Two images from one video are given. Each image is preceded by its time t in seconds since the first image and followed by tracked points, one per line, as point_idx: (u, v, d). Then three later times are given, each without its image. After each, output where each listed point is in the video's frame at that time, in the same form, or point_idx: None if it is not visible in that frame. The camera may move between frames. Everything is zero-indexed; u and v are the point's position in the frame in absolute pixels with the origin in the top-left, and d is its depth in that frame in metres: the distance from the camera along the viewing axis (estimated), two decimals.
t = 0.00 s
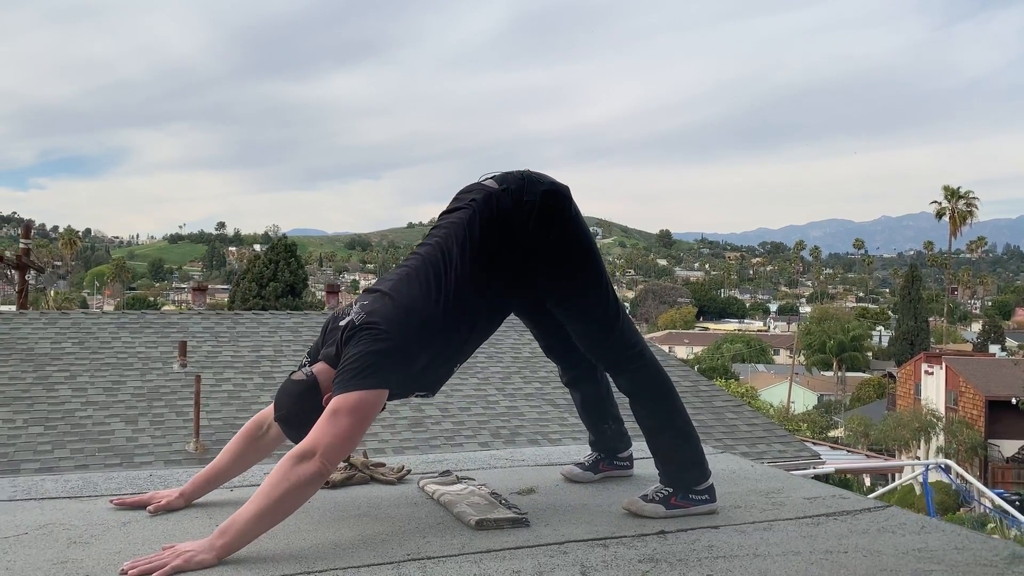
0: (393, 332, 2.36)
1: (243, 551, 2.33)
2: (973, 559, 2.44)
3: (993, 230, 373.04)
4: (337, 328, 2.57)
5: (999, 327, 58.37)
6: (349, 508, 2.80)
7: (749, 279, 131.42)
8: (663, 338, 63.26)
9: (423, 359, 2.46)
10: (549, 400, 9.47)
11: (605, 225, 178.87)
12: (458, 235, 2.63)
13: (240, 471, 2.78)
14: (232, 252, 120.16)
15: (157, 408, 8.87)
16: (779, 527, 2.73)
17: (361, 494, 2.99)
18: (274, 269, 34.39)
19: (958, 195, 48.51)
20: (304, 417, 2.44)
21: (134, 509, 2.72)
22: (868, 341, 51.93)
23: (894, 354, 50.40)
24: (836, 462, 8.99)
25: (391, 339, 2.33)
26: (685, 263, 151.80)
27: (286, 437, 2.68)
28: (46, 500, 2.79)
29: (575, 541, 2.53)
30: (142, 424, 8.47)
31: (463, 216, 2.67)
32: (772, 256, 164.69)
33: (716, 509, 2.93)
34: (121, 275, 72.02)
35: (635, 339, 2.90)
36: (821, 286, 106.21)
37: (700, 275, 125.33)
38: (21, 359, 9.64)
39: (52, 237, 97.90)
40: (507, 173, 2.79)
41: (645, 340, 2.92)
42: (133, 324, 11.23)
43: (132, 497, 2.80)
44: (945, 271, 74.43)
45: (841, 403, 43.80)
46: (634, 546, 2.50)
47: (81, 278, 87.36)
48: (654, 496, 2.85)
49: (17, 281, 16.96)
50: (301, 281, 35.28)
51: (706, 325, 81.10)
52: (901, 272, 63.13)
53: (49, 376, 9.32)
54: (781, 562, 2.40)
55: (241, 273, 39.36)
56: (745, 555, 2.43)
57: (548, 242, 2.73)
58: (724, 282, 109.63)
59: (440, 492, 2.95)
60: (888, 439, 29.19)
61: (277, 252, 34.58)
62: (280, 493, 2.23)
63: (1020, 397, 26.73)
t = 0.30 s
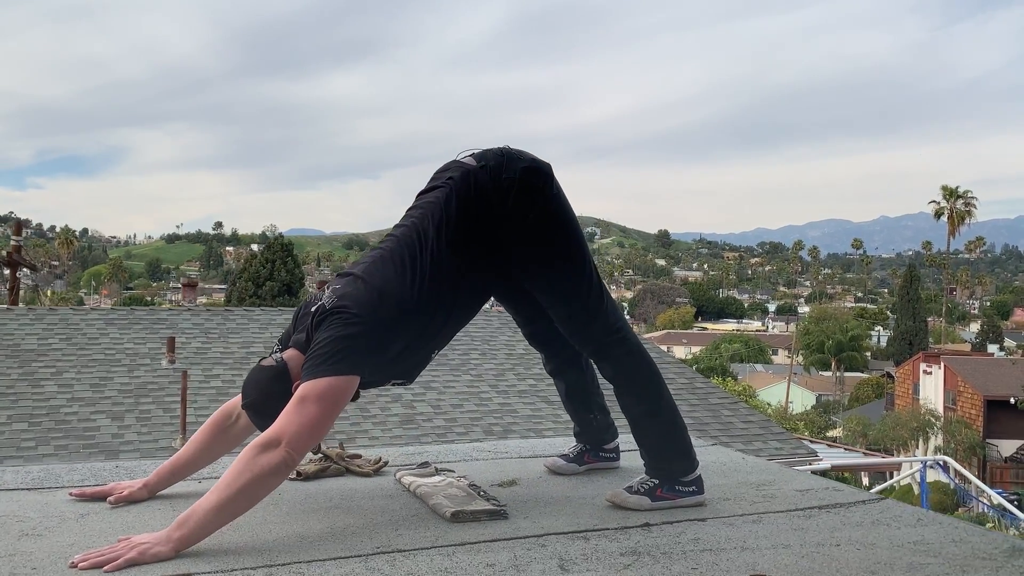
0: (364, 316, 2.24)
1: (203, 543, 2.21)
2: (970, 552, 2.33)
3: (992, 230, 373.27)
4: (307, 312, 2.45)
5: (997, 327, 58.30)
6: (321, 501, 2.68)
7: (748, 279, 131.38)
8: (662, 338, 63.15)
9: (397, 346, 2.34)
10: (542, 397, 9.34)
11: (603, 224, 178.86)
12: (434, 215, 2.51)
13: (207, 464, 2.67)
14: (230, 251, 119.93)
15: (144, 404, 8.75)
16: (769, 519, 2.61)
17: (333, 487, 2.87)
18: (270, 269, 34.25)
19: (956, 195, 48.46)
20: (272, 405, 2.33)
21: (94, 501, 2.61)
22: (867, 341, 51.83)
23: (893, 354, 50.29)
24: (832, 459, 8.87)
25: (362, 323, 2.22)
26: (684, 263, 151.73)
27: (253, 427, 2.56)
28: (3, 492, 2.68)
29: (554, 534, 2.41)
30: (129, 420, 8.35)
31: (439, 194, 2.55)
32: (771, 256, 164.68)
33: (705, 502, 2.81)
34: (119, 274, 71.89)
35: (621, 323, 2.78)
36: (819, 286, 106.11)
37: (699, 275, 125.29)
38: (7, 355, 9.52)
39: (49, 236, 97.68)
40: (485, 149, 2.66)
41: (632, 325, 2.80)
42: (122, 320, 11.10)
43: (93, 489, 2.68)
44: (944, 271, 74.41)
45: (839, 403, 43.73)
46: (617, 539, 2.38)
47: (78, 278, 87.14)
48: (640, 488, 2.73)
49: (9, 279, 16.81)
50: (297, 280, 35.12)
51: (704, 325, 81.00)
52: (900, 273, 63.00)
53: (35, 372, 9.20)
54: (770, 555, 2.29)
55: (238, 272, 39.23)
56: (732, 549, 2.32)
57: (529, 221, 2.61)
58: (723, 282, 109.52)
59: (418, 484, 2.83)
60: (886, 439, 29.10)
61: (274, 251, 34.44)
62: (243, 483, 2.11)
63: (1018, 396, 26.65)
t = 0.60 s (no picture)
0: (353, 310, 2.20)
1: (194, 548, 2.17)
2: (974, 557, 2.29)
3: (988, 231, 373.89)
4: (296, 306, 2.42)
5: (994, 328, 58.38)
6: (315, 504, 2.65)
7: (745, 279, 131.41)
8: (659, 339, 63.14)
9: (387, 340, 2.31)
10: (540, 398, 9.31)
11: (601, 225, 178.92)
12: (427, 209, 2.46)
13: (198, 466, 2.63)
14: (227, 251, 119.68)
15: (139, 405, 8.71)
16: (770, 523, 2.58)
17: (328, 490, 2.83)
18: (267, 269, 34.16)
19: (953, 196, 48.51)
20: (260, 400, 2.28)
21: (84, 506, 2.57)
22: (864, 341, 51.83)
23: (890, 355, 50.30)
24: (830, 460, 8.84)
25: (350, 318, 2.18)
26: (682, 263, 151.79)
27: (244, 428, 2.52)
28: None
29: (552, 538, 2.37)
30: (124, 421, 8.30)
31: (435, 188, 2.52)
32: (768, 257, 164.79)
33: (702, 505, 2.78)
34: (115, 275, 71.70)
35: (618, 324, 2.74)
36: (816, 286, 106.20)
37: (697, 275, 125.33)
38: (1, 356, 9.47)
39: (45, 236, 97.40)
40: (482, 145, 2.63)
41: (626, 328, 2.76)
42: (117, 321, 11.05)
43: (85, 492, 2.65)
44: (941, 272, 74.52)
45: (836, 403, 43.76)
46: (614, 543, 2.35)
47: (74, 278, 86.94)
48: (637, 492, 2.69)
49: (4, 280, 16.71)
50: (294, 281, 35.01)
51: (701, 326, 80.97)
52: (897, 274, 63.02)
53: (29, 373, 9.15)
54: (770, 560, 2.25)
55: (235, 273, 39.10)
56: (732, 554, 2.28)
57: (523, 218, 2.56)
58: (720, 283, 109.54)
59: (414, 487, 2.80)
60: (884, 440, 29.09)
61: (271, 252, 34.38)
62: (232, 485, 2.08)
63: (1015, 397, 26.67)
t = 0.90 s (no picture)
0: (338, 283, 2.19)
1: (196, 532, 2.21)
2: (967, 542, 2.33)
3: (986, 232, 374.53)
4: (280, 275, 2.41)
5: (992, 329, 58.48)
6: (318, 491, 2.69)
7: (743, 280, 131.52)
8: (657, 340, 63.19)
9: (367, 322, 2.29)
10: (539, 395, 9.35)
11: (599, 227, 179.07)
12: (424, 191, 2.42)
13: (197, 449, 2.66)
14: (225, 251, 119.53)
15: (140, 402, 8.74)
16: (765, 510, 2.63)
17: (332, 478, 2.87)
18: (266, 269, 34.16)
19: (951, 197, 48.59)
20: (245, 369, 2.29)
21: (91, 491, 2.62)
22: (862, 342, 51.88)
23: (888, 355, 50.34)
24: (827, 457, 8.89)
25: (333, 297, 2.18)
26: (680, 264, 151.83)
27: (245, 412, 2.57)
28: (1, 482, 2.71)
29: (552, 522, 2.42)
30: (125, 418, 8.32)
31: (437, 172, 2.49)
32: (766, 258, 164.91)
33: (699, 493, 2.82)
34: (113, 275, 71.61)
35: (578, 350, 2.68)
36: (815, 287, 106.32)
37: (695, 276, 125.42)
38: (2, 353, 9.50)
39: (43, 237, 97.24)
40: (493, 145, 2.61)
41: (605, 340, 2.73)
42: (117, 319, 11.08)
43: (91, 481, 2.69)
44: (939, 273, 74.62)
45: (834, 404, 43.84)
46: (613, 528, 2.39)
47: (72, 278, 86.76)
48: (629, 476, 2.73)
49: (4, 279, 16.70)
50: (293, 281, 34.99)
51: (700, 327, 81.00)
52: (895, 274, 63.09)
53: (30, 370, 9.19)
54: (766, 544, 2.29)
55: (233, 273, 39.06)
56: (729, 538, 2.33)
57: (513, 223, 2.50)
58: (718, 284, 109.62)
59: (416, 473, 2.83)
60: (882, 440, 29.14)
61: (269, 253, 34.41)
62: (229, 467, 2.11)
63: (1013, 398, 26.73)
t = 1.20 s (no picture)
0: (348, 284, 2.25)
1: (208, 520, 2.27)
2: (959, 530, 2.39)
3: (988, 231, 374.26)
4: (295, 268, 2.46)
5: (993, 328, 58.48)
6: (326, 483, 2.76)
7: (744, 279, 131.44)
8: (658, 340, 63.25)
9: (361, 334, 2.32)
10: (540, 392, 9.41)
11: (600, 226, 179.09)
12: (449, 225, 2.48)
13: (207, 442, 2.72)
14: (225, 251, 119.61)
15: (143, 400, 8.80)
16: (763, 500, 2.69)
17: (339, 469, 2.94)
18: (267, 269, 34.23)
19: (952, 196, 48.58)
20: (247, 359, 2.33)
21: (105, 482, 2.68)
22: (863, 341, 51.88)
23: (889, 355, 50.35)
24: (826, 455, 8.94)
25: (341, 296, 2.22)
26: (681, 264, 151.80)
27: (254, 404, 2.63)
28: (17, 475, 2.79)
29: (555, 512, 2.48)
30: (128, 416, 8.40)
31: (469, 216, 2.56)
32: (767, 257, 164.86)
33: (698, 484, 2.89)
34: (114, 275, 71.71)
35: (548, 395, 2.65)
36: (816, 286, 106.30)
37: (696, 276, 125.40)
38: (6, 352, 9.58)
39: (43, 237, 97.33)
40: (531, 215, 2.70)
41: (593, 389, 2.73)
42: (120, 317, 11.15)
43: (103, 472, 2.76)
44: (940, 272, 74.62)
45: (835, 403, 43.88)
46: (615, 517, 2.45)
47: (73, 277, 86.84)
48: (624, 469, 2.78)
49: (6, 278, 16.77)
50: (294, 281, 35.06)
51: (700, 326, 81.02)
52: (896, 274, 63.09)
53: (35, 368, 9.26)
54: (763, 532, 2.35)
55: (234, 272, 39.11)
56: (726, 526, 2.39)
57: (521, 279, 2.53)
58: (719, 283, 109.64)
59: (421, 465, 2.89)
60: (883, 440, 29.17)
61: (270, 252, 34.48)
62: (237, 456, 2.16)
63: (1014, 397, 26.77)
